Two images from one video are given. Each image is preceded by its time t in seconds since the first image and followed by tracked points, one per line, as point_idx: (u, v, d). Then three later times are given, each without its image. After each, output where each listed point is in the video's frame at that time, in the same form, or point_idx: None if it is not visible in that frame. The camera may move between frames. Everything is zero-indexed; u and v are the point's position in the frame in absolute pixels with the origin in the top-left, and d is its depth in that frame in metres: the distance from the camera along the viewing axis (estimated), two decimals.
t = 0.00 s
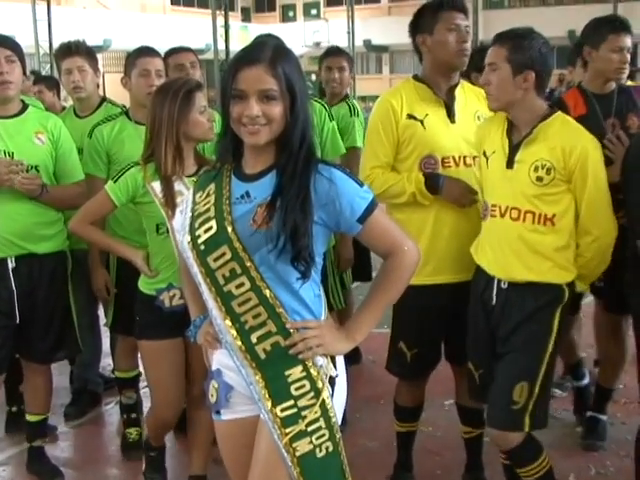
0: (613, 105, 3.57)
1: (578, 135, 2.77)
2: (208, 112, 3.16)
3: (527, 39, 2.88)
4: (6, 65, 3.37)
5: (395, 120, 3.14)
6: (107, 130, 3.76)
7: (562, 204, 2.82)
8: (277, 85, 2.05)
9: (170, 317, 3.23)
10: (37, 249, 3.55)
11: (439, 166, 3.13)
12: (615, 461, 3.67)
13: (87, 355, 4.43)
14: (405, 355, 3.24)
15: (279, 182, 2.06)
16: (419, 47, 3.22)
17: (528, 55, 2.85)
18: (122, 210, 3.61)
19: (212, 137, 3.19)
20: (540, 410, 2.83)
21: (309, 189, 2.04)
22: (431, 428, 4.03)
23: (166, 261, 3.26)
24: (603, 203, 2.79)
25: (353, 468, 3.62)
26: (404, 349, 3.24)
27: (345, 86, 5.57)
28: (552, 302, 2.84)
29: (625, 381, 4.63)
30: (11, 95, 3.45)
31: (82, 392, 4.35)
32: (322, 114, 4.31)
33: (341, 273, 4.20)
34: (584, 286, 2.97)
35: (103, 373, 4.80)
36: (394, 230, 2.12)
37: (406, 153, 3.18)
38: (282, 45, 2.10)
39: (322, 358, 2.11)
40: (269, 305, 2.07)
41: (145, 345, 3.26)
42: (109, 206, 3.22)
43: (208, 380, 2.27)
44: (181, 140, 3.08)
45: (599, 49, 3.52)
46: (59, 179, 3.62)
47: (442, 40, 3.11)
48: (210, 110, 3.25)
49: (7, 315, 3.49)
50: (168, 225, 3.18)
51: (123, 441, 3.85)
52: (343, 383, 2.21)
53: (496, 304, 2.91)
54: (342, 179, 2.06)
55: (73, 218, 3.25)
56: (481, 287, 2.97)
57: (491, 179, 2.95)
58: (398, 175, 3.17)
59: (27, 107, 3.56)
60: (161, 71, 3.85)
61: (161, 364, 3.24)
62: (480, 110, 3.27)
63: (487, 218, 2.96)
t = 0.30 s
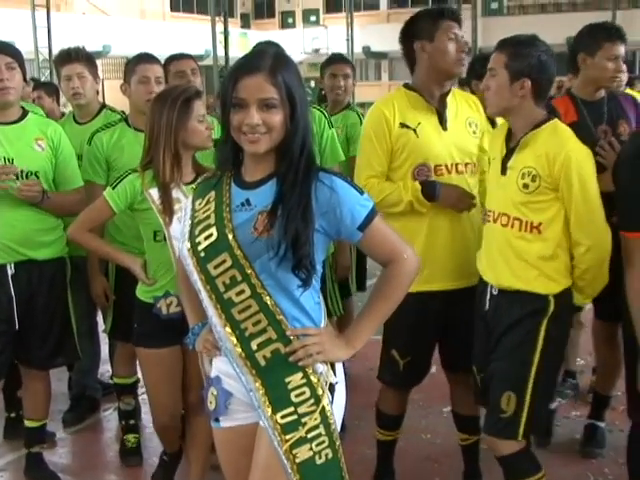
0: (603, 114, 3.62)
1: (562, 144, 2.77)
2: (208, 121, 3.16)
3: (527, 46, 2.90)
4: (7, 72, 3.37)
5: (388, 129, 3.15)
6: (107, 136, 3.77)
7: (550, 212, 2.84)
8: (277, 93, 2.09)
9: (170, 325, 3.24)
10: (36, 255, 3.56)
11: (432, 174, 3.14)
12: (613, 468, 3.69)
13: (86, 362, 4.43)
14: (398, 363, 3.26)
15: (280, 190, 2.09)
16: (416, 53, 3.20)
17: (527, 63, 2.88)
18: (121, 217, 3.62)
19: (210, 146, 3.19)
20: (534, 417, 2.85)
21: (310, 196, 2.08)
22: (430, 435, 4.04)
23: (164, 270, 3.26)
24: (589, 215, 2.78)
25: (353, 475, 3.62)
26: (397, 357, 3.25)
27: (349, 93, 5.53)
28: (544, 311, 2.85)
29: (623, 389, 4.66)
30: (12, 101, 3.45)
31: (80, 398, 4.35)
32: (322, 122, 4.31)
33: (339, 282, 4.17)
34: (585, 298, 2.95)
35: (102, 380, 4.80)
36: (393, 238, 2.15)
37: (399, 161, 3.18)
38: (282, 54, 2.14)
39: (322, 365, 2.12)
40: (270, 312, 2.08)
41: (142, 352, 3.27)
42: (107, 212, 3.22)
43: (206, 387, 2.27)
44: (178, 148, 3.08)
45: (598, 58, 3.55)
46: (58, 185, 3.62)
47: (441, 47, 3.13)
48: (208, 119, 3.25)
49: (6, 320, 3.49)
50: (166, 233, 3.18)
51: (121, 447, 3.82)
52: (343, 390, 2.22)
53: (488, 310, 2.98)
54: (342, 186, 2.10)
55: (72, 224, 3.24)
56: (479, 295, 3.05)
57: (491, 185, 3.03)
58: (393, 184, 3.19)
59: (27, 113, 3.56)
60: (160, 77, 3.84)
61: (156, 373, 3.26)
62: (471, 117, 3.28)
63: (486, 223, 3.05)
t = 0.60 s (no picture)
0: (590, 122, 3.64)
1: (545, 150, 2.75)
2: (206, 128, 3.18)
3: (531, 53, 2.89)
4: (8, 78, 3.37)
5: (383, 139, 3.15)
6: (108, 143, 3.78)
7: (538, 220, 2.82)
8: (279, 102, 2.11)
9: (166, 331, 3.24)
10: (36, 261, 3.56)
11: (424, 184, 3.18)
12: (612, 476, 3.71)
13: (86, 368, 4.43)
14: (390, 369, 3.28)
15: (281, 197, 2.10)
16: (428, 62, 3.16)
17: (529, 68, 2.86)
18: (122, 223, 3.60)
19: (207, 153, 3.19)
20: (552, 421, 2.89)
21: (312, 204, 2.11)
22: (430, 442, 4.05)
23: (163, 276, 3.26)
24: (571, 226, 2.72)
25: None
26: (389, 364, 3.27)
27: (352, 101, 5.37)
28: (542, 319, 2.85)
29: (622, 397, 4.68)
30: (13, 108, 3.45)
31: (80, 404, 4.35)
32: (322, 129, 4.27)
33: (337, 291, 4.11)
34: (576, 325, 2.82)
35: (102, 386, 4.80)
36: (395, 246, 2.17)
37: (393, 171, 3.19)
38: (283, 62, 2.15)
39: (323, 373, 2.12)
40: (272, 320, 2.09)
41: (143, 357, 3.28)
42: (107, 219, 3.22)
43: (206, 394, 2.28)
44: (172, 153, 3.09)
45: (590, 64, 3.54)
46: (59, 191, 3.63)
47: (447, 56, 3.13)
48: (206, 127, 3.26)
49: (6, 326, 3.49)
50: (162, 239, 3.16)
51: (121, 453, 3.82)
52: (343, 397, 2.22)
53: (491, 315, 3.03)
54: (344, 195, 2.13)
55: (72, 230, 3.24)
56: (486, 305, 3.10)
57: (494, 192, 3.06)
58: (387, 195, 3.19)
59: (29, 119, 3.56)
60: (161, 84, 3.88)
61: (152, 382, 3.28)
62: (457, 126, 3.34)
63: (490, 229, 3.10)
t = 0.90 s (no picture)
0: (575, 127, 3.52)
1: (544, 152, 2.69)
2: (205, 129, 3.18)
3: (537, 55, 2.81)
4: (10, 82, 3.37)
5: (385, 145, 3.12)
6: (109, 147, 3.79)
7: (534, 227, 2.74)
8: (281, 107, 2.11)
9: (162, 331, 3.22)
10: (36, 265, 3.55)
11: (423, 189, 3.20)
12: None
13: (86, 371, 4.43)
14: (383, 372, 3.28)
15: (283, 203, 2.12)
16: (422, 72, 3.17)
17: (535, 71, 2.78)
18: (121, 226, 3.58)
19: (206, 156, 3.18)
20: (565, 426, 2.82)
21: (313, 209, 2.11)
22: (430, 447, 4.05)
23: (161, 278, 3.24)
24: (555, 236, 2.62)
25: None
26: (382, 367, 3.28)
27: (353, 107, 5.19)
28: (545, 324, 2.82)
29: (624, 402, 4.69)
30: (14, 111, 3.44)
31: (79, 408, 4.34)
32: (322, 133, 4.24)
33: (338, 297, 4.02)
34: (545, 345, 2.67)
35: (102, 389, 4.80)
36: (396, 251, 2.18)
37: (391, 177, 3.17)
38: (285, 67, 2.16)
39: (325, 378, 2.13)
40: (273, 325, 2.11)
41: (142, 359, 3.27)
42: (106, 221, 3.21)
43: (207, 398, 2.28)
44: (170, 156, 3.10)
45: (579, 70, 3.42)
46: (60, 195, 3.63)
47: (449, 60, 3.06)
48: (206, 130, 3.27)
49: (6, 331, 3.48)
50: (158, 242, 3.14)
51: (121, 457, 3.82)
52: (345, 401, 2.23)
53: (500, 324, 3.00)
54: (346, 200, 2.15)
55: (72, 232, 3.23)
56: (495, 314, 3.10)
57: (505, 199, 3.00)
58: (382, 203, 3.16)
59: (30, 123, 3.55)
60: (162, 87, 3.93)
61: (152, 381, 3.27)
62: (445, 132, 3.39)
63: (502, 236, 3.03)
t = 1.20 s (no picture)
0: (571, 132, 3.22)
1: (549, 160, 2.55)
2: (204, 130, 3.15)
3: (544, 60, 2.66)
4: (6, 84, 3.31)
5: (389, 146, 3.08)
6: (105, 150, 3.73)
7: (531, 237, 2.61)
8: (281, 110, 2.07)
9: (161, 339, 3.17)
10: (31, 270, 3.50)
11: (426, 189, 3.16)
12: None
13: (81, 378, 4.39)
14: (386, 377, 3.24)
15: (283, 207, 2.09)
16: (419, 73, 3.14)
17: (543, 76, 2.64)
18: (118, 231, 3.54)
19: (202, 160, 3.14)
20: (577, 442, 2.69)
21: (313, 214, 2.09)
22: (431, 456, 4.02)
23: (158, 283, 3.18)
24: (552, 248, 2.49)
25: None
26: (385, 371, 3.23)
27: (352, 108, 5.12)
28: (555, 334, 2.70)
29: (630, 411, 4.66)
30: (9, 114, 3.39)
31: (74, 416, 4.30)
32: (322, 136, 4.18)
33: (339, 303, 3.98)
34: (506, 348, 2.52)
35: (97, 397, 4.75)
36: (399, 256, 2.14)
37: (393, 180, 3.13)
38: (285, 69, 2.12)
39: (326, 386, 2.10)
40: (274, 332, 2.08)
41: (138, 366, 3.19)
42: (104, 228, 3.20)
43: (206, 406, 2.24)
44: (167, 162, 3.07)
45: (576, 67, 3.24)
46: (55, 199, 3.58)
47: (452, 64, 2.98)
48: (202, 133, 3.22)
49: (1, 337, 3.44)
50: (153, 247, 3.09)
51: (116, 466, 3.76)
52: (346, 409, 2.20)
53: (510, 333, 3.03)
54: (346, 204, 2.12)
55: (72, 236, 3.22)
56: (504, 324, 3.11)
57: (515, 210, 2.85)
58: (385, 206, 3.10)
59: (25, 125, 3.51)
60: (161, 90, 3.88)
61: (146, 388, 3.20)
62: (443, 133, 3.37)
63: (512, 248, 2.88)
